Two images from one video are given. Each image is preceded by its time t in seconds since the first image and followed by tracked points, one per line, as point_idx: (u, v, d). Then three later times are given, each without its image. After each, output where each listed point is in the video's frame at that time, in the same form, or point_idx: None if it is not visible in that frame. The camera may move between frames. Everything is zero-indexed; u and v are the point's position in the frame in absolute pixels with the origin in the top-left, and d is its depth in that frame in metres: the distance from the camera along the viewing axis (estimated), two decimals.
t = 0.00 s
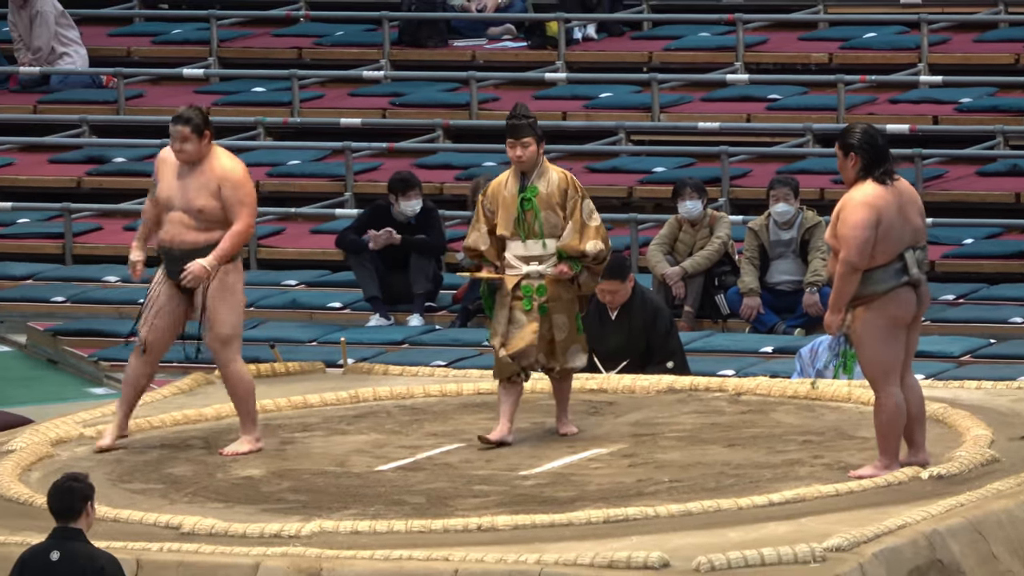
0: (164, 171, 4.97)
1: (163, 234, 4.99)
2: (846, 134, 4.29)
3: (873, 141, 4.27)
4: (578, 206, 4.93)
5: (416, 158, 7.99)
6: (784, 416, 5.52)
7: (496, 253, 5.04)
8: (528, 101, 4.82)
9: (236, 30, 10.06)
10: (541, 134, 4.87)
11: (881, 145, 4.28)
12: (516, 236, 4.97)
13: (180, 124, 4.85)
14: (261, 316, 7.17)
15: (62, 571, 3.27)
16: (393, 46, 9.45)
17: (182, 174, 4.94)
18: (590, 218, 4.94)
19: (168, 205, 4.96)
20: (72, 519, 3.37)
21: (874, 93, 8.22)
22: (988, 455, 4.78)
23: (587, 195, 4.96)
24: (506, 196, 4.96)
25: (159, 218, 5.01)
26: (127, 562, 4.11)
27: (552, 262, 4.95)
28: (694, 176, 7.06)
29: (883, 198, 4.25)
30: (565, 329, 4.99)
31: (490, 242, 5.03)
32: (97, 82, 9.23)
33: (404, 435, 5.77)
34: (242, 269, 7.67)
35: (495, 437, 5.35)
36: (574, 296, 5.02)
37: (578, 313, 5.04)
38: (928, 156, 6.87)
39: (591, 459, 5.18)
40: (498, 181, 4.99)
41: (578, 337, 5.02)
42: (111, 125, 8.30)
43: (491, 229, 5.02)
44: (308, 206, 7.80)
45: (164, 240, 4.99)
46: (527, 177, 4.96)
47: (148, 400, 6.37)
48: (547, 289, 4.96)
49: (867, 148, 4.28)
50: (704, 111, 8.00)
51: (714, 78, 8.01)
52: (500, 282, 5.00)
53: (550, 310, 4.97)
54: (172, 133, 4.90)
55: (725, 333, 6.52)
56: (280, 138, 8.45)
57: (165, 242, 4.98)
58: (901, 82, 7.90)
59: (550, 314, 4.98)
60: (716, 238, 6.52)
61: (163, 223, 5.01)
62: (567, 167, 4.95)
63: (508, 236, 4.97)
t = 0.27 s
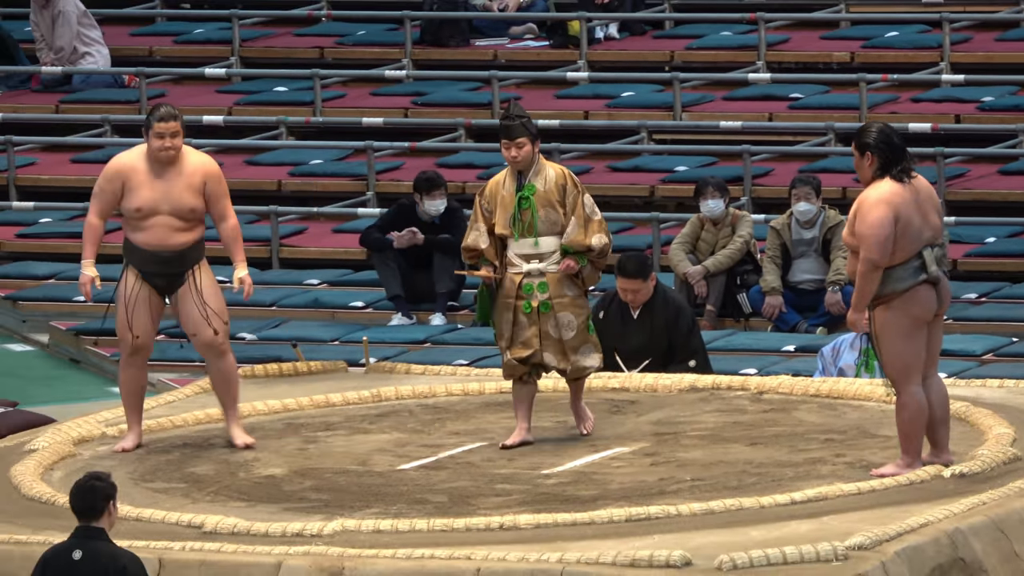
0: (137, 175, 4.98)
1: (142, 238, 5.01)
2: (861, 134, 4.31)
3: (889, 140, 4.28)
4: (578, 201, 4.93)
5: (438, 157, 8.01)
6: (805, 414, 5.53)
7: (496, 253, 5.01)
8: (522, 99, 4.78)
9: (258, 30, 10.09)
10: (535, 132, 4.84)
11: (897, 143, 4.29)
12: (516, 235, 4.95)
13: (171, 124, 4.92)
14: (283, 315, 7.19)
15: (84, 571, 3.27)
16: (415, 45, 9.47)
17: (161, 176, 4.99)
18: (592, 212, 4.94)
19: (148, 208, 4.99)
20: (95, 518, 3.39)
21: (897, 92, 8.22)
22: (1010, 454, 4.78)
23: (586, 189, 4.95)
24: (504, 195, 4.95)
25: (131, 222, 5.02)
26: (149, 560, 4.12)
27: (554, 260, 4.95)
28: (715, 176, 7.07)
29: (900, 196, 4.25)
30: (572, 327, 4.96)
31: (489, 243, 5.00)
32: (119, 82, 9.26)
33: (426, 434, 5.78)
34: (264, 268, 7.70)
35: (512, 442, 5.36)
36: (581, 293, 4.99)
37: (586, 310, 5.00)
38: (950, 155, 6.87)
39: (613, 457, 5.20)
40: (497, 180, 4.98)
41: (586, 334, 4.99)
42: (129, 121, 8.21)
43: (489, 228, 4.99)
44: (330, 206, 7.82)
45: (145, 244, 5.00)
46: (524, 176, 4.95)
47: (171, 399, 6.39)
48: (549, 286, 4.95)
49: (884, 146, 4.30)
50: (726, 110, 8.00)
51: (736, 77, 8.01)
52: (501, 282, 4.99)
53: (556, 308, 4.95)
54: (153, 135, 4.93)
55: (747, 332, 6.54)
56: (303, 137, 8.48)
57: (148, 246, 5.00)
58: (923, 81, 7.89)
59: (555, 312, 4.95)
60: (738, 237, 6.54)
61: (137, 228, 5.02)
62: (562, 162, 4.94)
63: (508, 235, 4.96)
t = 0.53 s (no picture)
0: (142, 168, 4.99)
1: (153, 229, 5.03)
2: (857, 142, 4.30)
3: (885, 144, 4.28)
4: (587, 203, 4.87)
5: (458, 156, 8.02)
6: (824, 413, 5.53)
7: (508, 252, 4.99)
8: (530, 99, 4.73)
9: (277, 29, 10.10)
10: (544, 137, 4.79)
11: (893, 144, 4.29)
12: (525, 235, 4.92)
13: (175, 113, 4.95)
14: (302, 315, 7.20)
15: (102, 570, 3.29)
16: (435, 45, 9.48)
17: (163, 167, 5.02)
18: (602, 214, 4.87)
19: (158, 199, 5.02)
20: (113, 518, 3.39)
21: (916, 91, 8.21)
22: None
23: (596, 190, 4.88)
24: (516, 195, 4.91)
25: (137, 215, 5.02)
26: (168, 559, 4.13)
27: (562, 261, 4.90)
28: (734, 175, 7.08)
29: (910, 194, 4.25)
30: (583, 329, 4.91)
31: (501, 241, 4.98)
32: (138, 82, 9.27)
33: (445, 433, 5.78)
34: (283, 267, 7.71)
35: (529, 443, 5.36)
36: (591, 293, 4.94)
37: (596, 310, 4.95)
38: (969, 154, 6.86)
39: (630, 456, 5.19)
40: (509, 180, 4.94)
41: (597, 337, 4.94)
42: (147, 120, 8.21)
43: (500, 226, 4.96)
44: (349, 205, 7.83)
45: (159, 235, 5.03)
46: (535, 176, 4.91)
47: (190, 398, 6.40)
48: (559, 286, 4.90)
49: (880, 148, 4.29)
50: (745, 109, 8.00)
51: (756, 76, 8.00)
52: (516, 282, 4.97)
53: (566, 308, 4.91)
54: (159, 125, 4.94)
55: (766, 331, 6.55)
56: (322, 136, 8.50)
57: (163, 235, 5.03)
58: (942, 80, 7.88)
59: (564, 313, 4.91)
60: (758, 236, 6.56)
61: (144, 220, 5.03)
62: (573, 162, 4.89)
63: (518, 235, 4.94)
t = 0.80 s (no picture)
0: (156, 166, 4.99)
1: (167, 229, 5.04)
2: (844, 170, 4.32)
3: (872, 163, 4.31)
4: (607, 206, 4.74)
5: (473, 153, 8.03)
6: (839, 411, 5.53)
7: (533, 251, 4.90)
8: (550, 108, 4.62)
9: (292, 27, 10.12)
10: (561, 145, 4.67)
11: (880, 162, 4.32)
12: (548, 235, 4.83)
13: (185, 112, 4.97)
14: (318, 312, 7.21)
15: (118, 569, 3.29)
16: (450, 42, 9.49)
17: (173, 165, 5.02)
18: (623, 217, 4.74)
19: (170, 197, 5.03)
20: (129, 516, 3.40)
21: (932, 89, 8.20)
22: None
23: (619, 193, 4.75)
24: (538, 196, 4.81)
25: (151, 214, 5.01)
26: (184, 558, 4.14)
27: (584, 263, 4.79)
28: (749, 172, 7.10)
29: (915, 195, 4.28)
30: (602, 331, 4.82)
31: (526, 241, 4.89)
32: (154, 79, 9.29)
33: (460, 431, 5.79)
34: (298, 265, 7.73)
35: (543, 441, 5.37)
36: (612, 295, 4.84)
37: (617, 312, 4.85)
38: (985, 152, 6.86)
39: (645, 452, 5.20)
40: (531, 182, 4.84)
41: (616, 339, 4.84)
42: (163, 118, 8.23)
43: (526, 226, 4.85)
44: (365, 203, 7.85)
45: (172, 234, 5.05)
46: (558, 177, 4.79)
47: (205, 396, 6.42)
48: (579, 288, 4.81)
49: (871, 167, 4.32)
50: (760, 107, 8.00)
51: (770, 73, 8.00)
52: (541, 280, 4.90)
53: (585, 310, 4.81)
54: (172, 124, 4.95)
55: (782, 329, 6.57)
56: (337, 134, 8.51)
57: (175, 235, 5.06)
58: (958, 77, 7.88)
59: (582, 314, 4.81)
60: (773, 234, 6.66)
61: (158, 219, 5.02)
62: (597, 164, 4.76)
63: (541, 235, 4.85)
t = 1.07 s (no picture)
0: (162, 168, 4.92)
1: (168, 228, 4.97)
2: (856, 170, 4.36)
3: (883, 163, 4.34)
4: (625, 213, 4.71)
5: (485, 152, 8.04)
6: (851, 409, 5.54)
7: (558, 251, 4.90)
8: (563, 120, 4.61)
9: (303, 25, 10.13)
10: (577, 156, 4.65)
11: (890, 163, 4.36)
12: (569, 239, 4.83)
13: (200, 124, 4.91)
14: (329, 311, 7.23)
15: (130, 568, 3.30)
16: (461, 41, 9.49)
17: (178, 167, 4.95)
18: (641, 222, 4.72)
19: (172, 198, 4.96)
20: (141, 514, 3.41)
21: (943, 87, 8.20)
22: None
23: (637, 199, 4.72)
24: (556, 200, 4.81)
25: (153, 214, 4.94)
26: (195, 556, 4.14)
27: (604, 266, 4.79)
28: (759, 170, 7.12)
29: (924, 196, 4.28)
30: (620, 333, 4.81)
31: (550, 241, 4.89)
32: (165, 78, 9.30)
33: (472, 429, 5.79)
34: (309, 264, 7.74)
35: (553, 438, 5.39)
36: (633, 296, 4.84)
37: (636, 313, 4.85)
38: (996, 149, 6.86)
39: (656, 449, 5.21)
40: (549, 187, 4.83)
41: (636, 341, 4.84)
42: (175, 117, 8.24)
43: (550, 225, 4.85)
44: (376, 201, 7.86)
45: (172, 234, 4.98)
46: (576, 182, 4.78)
47: (217, 394, 6.43)
48: (598, 289, 4.80)
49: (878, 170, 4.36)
50: (772, 104, 8.00)
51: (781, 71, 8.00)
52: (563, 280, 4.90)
53: (604, 312, 4.81)
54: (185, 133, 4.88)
55: (793, 327, 6.59)
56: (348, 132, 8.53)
57: (175, 235, 4.99)
58: (969, 75, 7.87)
59: (602, 317, 4.82)
60: (784, 232, 6.70)
61: (159, 220, 4.95)
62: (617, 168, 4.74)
63: (563, 237, 4.85)
